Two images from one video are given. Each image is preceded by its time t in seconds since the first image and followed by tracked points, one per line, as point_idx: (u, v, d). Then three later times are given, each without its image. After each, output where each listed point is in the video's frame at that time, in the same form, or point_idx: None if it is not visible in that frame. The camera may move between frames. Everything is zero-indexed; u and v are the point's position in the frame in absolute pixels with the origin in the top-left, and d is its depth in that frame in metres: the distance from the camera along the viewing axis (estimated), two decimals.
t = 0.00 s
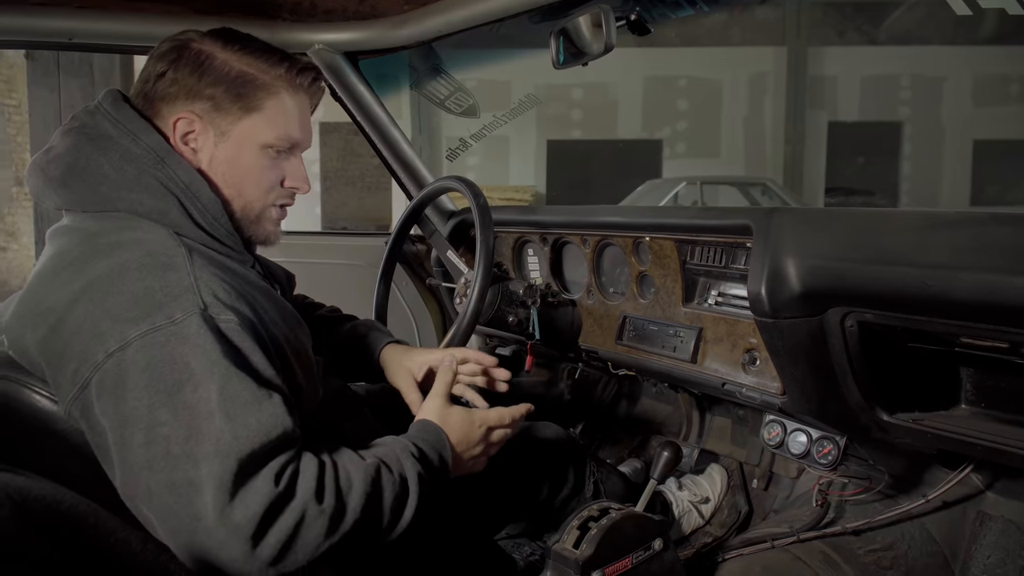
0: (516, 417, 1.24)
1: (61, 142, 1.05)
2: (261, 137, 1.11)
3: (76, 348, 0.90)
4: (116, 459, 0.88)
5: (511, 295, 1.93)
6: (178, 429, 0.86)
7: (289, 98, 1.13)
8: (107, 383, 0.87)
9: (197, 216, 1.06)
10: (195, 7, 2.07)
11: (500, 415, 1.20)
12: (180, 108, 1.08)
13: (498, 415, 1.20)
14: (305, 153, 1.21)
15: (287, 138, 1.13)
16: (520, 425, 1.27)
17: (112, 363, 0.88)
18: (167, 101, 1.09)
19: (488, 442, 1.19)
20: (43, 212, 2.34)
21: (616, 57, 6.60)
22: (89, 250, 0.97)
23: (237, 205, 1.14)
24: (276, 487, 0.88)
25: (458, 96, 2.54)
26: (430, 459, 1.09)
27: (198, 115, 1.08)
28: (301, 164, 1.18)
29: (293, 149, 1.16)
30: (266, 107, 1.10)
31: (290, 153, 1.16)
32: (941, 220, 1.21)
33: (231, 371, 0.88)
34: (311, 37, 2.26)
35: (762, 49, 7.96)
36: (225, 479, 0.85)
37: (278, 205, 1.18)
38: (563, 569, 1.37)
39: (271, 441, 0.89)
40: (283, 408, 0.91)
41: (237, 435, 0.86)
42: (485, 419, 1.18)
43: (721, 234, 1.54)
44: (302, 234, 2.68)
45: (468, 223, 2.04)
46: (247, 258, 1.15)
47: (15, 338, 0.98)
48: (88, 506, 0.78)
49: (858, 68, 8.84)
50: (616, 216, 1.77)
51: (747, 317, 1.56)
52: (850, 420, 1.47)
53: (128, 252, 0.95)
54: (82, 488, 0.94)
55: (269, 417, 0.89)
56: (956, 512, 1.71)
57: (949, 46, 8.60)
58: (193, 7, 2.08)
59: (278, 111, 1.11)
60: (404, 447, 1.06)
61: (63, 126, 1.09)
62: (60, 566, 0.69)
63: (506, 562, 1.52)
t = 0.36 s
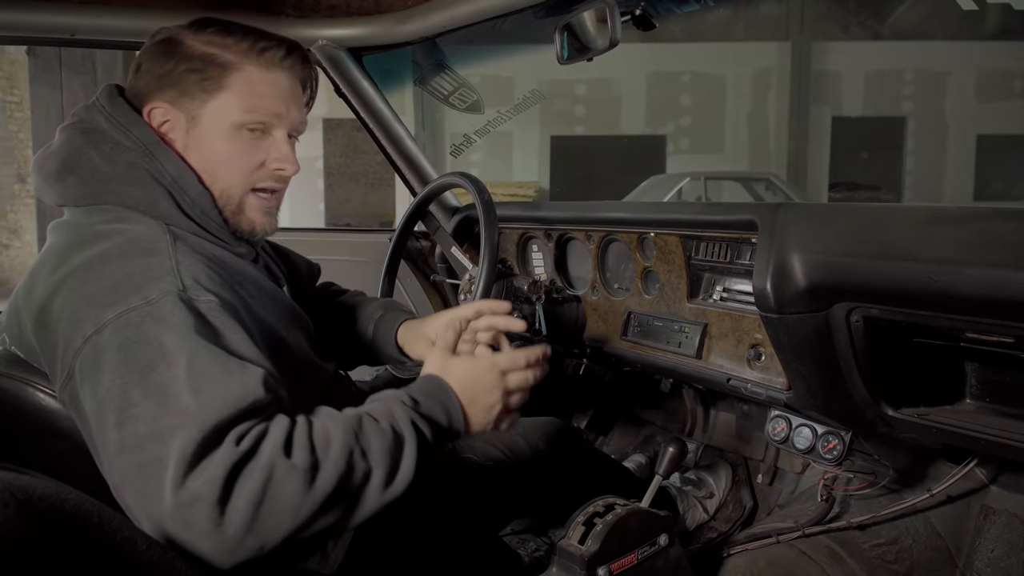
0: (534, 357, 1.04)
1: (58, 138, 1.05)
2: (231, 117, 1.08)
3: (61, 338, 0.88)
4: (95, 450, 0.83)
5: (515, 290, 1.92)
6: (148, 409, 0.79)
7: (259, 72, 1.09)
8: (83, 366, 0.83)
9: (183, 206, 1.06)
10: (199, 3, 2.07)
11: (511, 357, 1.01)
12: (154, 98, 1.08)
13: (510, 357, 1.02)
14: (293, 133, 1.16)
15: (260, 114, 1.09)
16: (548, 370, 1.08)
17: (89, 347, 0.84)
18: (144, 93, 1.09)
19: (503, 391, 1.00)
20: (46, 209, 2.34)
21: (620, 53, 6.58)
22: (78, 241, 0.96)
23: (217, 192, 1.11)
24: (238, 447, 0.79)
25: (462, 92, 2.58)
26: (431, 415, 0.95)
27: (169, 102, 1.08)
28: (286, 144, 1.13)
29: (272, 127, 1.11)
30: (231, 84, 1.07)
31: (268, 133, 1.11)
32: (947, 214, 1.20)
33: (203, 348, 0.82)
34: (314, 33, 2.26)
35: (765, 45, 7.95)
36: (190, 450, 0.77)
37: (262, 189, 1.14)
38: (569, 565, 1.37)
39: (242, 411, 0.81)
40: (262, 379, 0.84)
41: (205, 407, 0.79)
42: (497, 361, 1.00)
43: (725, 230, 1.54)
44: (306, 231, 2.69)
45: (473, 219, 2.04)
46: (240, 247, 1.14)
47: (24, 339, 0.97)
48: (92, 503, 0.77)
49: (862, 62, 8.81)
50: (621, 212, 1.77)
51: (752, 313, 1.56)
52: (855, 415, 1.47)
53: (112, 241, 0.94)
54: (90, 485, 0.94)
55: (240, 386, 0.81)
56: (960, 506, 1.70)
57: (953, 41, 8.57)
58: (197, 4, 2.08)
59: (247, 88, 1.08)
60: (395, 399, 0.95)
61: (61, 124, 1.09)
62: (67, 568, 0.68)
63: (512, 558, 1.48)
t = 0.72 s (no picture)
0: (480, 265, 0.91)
1: (57, 134, 1.06)
2: (214, 116, 1.02)
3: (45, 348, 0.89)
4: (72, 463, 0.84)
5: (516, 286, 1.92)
6: (114, 438, 0.79)
7: (243, 67, 1.02)
8: (59, 385, 0.84)
9: (177, 206, 1.04)
10: None
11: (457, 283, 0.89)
12: (144, 95, 1.06)
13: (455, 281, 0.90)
14: (289, 128, 1.08)
15: (244, 111, 1.02)
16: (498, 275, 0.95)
17: (64, 365, 0.84)
18: (136, 89, 1.07)
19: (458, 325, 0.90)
20: (43, 206, 2.33)
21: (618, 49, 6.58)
22: (73, 245, 0.97)
23: (206, 195, 1.07)
24: (180, 481, 0.78)
25: (460, 88, 2.50)
26: (383, 390, 0.85)
27: (157, 100, 1.05)
28: (276, 143, 1.05)
29: (260, 124, 1.04)
30: (212, 81, 1.01)
31: (256, 130, 1.04)
32: (950, 210, 1.20)
33: (168, 376, 0.79)
34: (314, 29, 2.25)
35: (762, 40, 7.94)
36: (140, 490, 0.77)
37: (254, 191, 1.08)
38: (571, 561, 1.37)
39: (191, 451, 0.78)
40: (222, 413, 0.79)
41: (156, 446, 0.77)
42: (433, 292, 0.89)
43: (725, 226, 1.54)
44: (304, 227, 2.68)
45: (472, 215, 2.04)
46: (242, 249, 1.12)
47: (16, 339, 1.01)
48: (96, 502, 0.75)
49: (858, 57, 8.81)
50: (621, 208, 1.77)
51: (754, 309, 1.56)
52: (856, 410, 1.48)
53: (101, 250, 0.94)
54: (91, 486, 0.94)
55: (195, 423, 0.78)
56: (960, 501, 1.71)
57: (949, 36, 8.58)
58: None
59: (230, 83, 1.01)
60: (337, 383, 0.86)
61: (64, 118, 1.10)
62: (71, 568, 0.68)
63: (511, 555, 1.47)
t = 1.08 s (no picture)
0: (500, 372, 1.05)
1: (75, 128, 1.06)
2: (258, 132, 1.08)
3: (68, 355, 0.91)
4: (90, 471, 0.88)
5: (513, 284, 1.92)
6: (150, 455, 0.85)
7: (290, 87, 1.09)
8: (89, 399, 0.87)
9: (206, 217, 1.06)
10: None
11: (473, 380, 1.02)
12: (179, 100, 1.08)
13: (472, 378, 1.02)
14: (320, 145, 1.16)
15: (288, 128, 1.10)
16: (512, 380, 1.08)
17: (97, 378, 0.87)
18: (168, 93, 1.09)
19: (462, 413, 1.02)
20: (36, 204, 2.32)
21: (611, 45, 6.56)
22: (95, 250, 0.99)
23: (238, 204, 1.12)
24: (237, 520, 0.85)
25: (458, 85, 2.51)
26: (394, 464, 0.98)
27: (196, 108, 1.08)
28: (312, 160, 1.14)
29: (299, 139, 1.12)
30: (261, 98, 1.07)
31: (296, 147, 1.12)
32: (949, 207, 1.21)
33: (213, 399, 0.86)
34: (311, 26, 2.24)
35: (756, 36, 7.94)
36: (195, 511, 0.83)
37: (287, 203, 1.16)
38: (571, 558, 1.37)
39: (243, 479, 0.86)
40: (268, 441, 0.88)
41: (206, 470, 0.84)
42: (447, 388, 1.01)
43: (724, 222, 1.54)
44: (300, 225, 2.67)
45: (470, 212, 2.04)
46: (256, 256, 1.14)
47: (17, 335, 1.01)
48: (103, 502, 0.75)
49: (851, 54, 8.82)
50: (619, 204, 1.77)
51: (752, 305, 1.56)
52: (855, 406, 1.48)
53: (131, 259, 0.96)
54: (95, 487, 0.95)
55: (245, 452, 0.86)
56: (958, 496, 1.72)
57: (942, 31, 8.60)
58: None
59: (277, 101, 1.08)
60: (359, 446, 0.98)
61: (79, 111, 1.09)
62: (77, 566, 0.66)
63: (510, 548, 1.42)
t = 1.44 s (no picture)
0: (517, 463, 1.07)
1: (71, 131, 1.05)
2: (254, 125, 1.09)
3: (66, 348, 0.91)
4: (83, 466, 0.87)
5: (511, 284, 1.96)
6: (144, 446, 0.85)
7: (284, 81, 1.11)
8: (83, 390, 0.87)
9: (204, 216, 1.06)
10: None
11: (485, 459, 1.06)
12: (174, 98, 1.09)
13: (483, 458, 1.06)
14: (313, 139, 1.17)
15: (284, 121, 1.11)
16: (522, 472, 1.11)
17: (92, 369, 0.87)
18: (163, 92, 1.10)
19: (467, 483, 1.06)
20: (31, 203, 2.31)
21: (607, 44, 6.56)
22: (93, 247, 0.98)
23: (235, 198, 1.12)
24: (234, 522, 0.86)
25: (455, 85, 2.51)
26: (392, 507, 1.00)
27: (191, 104, 1.08)
28: (306, 152, 1.15)
29: (293, 134, 1.13)
30: (257, 91, 1.09)
31: (291, 139, 1.13)
32: (947, 208, 1.21)
33: (213, 395, 0.87)
34: (307, 26, 2.24)
35: (752, 35, 7.95)
36: (188, 506, 0.84)
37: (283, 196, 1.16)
38: (569, 558, 1.37)
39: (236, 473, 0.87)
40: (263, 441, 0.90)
41: (203, 462, 0.85)
42: (462, 458, 1.05)
43: (722, 223, 1.55)
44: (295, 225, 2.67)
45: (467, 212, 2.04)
46: (250, 253, 1.13)
47: (15, 334, 1.00)
48: (104, 505, 0.75)
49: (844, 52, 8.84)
50: (616, 205, 1.77)
51: (750, 306, 1.57)
52: (852, 406, 1.49)
53: (129, 254, 0.96)
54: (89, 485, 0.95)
55: (243, 447, 0.88)
56: (954, 495, 1.72)
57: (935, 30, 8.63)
58: None
59: (273, 94, 1.09)
60: (366, 483, 1.01)
61: (77, 111, 1.09)
62: (77, 568, 0.66)
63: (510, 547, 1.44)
